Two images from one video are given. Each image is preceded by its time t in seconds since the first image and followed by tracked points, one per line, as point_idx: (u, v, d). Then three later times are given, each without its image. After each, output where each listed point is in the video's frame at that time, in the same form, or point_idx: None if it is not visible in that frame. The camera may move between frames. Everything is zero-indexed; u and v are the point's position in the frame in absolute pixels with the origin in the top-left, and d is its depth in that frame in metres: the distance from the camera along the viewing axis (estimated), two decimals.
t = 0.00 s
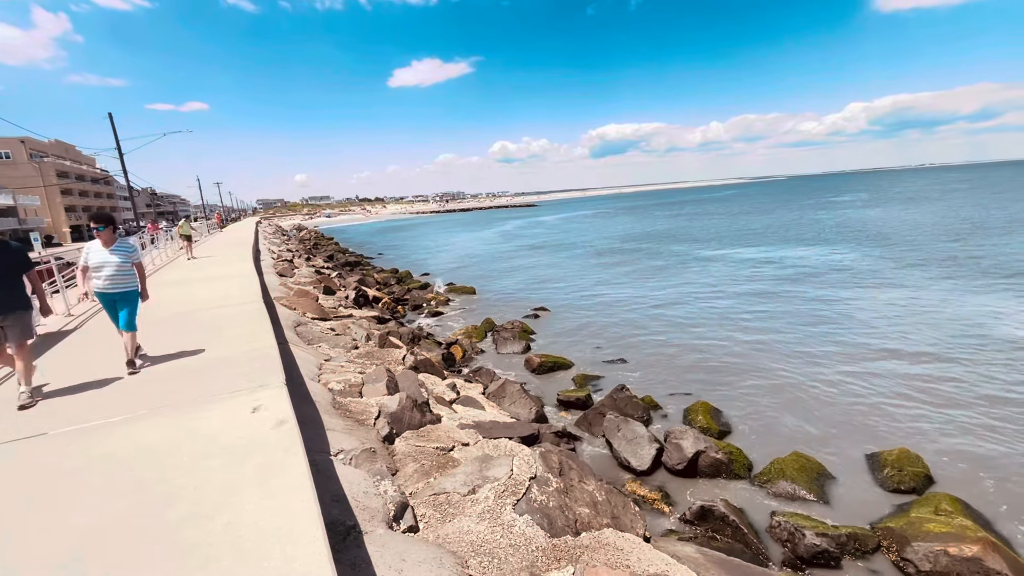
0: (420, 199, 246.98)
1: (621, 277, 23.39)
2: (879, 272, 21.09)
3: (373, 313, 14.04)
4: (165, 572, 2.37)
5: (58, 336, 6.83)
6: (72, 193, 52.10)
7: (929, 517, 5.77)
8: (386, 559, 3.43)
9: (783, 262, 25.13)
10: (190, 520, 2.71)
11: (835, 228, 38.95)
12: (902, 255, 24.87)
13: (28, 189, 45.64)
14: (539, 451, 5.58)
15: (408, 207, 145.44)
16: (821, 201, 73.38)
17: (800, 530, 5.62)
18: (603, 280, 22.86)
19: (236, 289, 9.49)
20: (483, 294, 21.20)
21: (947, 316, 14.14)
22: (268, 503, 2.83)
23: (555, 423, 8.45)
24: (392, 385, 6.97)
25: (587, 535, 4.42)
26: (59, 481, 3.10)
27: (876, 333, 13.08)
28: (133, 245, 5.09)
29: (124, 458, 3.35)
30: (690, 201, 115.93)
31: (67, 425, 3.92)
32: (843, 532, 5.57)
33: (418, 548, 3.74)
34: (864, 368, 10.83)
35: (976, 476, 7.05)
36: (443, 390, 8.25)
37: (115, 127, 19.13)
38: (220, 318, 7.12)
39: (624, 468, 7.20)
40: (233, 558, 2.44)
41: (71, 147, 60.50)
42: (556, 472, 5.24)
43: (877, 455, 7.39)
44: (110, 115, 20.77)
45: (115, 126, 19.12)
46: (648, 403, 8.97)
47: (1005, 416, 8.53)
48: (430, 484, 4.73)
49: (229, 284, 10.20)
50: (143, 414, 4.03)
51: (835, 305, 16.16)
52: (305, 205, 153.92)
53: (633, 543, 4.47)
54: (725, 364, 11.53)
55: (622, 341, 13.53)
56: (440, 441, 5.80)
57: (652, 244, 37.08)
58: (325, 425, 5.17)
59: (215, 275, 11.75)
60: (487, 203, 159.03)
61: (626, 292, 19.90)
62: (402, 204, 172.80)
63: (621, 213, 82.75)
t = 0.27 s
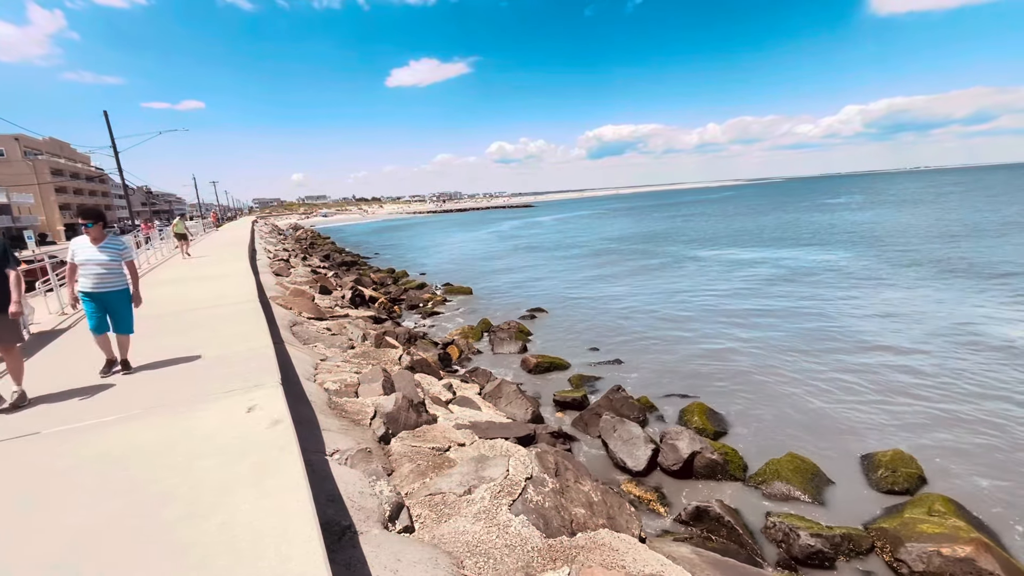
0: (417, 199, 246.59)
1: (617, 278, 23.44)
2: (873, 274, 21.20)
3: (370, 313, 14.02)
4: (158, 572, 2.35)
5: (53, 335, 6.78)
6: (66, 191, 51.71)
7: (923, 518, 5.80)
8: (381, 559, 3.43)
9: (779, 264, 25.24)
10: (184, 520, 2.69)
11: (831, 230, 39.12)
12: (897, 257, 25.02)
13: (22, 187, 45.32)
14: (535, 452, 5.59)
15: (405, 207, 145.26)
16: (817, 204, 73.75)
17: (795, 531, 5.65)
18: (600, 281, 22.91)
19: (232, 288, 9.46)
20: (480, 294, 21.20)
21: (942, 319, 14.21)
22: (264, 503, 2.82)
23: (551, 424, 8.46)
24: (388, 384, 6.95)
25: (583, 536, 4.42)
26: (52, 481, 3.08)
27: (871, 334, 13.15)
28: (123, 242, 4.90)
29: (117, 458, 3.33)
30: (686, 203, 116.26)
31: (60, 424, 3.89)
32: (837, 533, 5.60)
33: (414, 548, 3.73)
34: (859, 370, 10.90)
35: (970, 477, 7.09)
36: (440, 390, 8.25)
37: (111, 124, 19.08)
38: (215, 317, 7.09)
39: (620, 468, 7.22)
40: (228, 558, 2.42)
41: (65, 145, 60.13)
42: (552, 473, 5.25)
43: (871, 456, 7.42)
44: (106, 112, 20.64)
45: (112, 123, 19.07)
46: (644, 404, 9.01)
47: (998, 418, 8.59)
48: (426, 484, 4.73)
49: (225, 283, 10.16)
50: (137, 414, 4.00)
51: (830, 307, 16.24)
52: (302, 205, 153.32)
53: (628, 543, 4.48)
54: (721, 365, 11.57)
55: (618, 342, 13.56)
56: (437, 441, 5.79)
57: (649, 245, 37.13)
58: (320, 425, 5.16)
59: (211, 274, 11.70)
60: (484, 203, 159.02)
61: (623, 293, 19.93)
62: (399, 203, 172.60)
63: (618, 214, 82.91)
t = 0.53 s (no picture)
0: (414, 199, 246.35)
1: (614, 279, 23.46)
2: (869, 276, 21.31)
3: (366, 313, 13.99)
4: (153, 572, 2.34)
5: (47, 335, 6.73)
6: (61, 189, 51.40)
7: (917, 520, 5.83)
8: (377, 560, 3.42)
9: (775, 265, 25.34)
10: (179, 520, 2.68)
11: (827, 232, 39.29)
12: (892, 259, 25.16)
13: (17, 184, 45.01)
14: (531, 452, 5.59)
15: (403, 207, 145.09)
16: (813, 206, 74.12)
17: (790, 532, 5.66)
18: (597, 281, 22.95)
19: (228, 288, 9.42)
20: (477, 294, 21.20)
21: (937, 320, 14.30)
22: (259, 503, 2.81)
23: (547, 425, 8.46)
24: (385, 384, 6.94)
25: (578, 537, 4.43)
26: (45, 481, 3.06)
27: (866, 336, 13.21)
28: (108, 245, 4.74)
29: (112, 458, 3.31)
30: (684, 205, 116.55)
31: (55, 424, 3.87)
32: (832, 534, 5.62)
33: (409, 548, 3.72)
34: (854, 371, 10.96)
35: (963, 478, 7.13)
36: (436, 391, 8.24)
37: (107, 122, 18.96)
38: (211, 317, 7.05)
39: (616, 469, 7.23)
40: (224, 558, 2.42)
41: (60, 143, 59.76)
42: (548, 474, 5.25)
43: (866, 458, 7.45)
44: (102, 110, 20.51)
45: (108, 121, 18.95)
46: (640, 405, 9.01)
47: (992, 420, 8.64)
48: (422, 484, 4.73)
49: (221, 283, 10.11)
50: (132, 414, 3.98)
51: (825, 308, 16.32)
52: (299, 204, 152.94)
53: (624, 544, 4.48)
54: (717, 366, 11.60)
55: (615, 343, 13.58)
56: (433, 442, 5.78)
57: (645, 246, 37.18)
58: (316, 426, 5.15)
59: (207, 273, 11.65)
60: (481, 203, 158.99)
61: (620, 294, 19.96)
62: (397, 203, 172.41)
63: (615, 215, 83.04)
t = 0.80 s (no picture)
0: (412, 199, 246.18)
1: (612, 280, 23.50)
2: (864, 278, 21.40)
3: (363, 313, 13.96)
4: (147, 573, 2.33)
5: (42, 334, 6.68)
6: (57, 187, 51.19)
7: (912, 521, 5.85)
8: (373, 561, 3.41)
9: (772, 267, 25.43)
10: (173, 521, 2.67)
11: (823, 234, 39.44)
12: (887, 262, 25.28)
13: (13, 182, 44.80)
14: (528, 453, 5.59)
15: (401, 207, 144.97)
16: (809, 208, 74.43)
17: (786, 533, 5.68)
18: (594, 282, 22.99)
19: (225, 287, 9.39)
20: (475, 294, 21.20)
21: (932, 323, 14.37)
22: (254, 503, 2.81)
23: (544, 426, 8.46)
24: (382, 385, 6.93)
25: (575, 538, 4.43)
26: (39, 481, 3.05)
27: (862, 338, 13.27)
28: (91, 242, 4.45)
29: (106, 458, 3.30)
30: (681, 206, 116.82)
31: (49, 424, 3.85)
32: (828, 536, 5.63)
33: (406, 549, 3.71)
34: (849, 373, 11.01)
35: (958, 480, 7.17)
36: (433, 391, 8.23)
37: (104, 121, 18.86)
38: (207, 316, 7.02)
39: (613, 470, 7.24)
40: (218, 558, 2.41)
41: (57, 141, 59.54)
42: (545, 474, 5.26)
43: (862, 459, 7.47)
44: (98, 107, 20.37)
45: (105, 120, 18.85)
46: (637, 406, 9.02)
47: (986, 422, 8.69)
48: (418, 485, 4.72)
49: (218, 282, 10.07)
50: (128, 413, 3.97)
51: (822, 310, 16.39)
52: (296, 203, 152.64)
53: (620, 545, 4.48)
54: (713, 368, 11.63)
55: (612, 344, 13.59)
56: (429, 443, 5.77)
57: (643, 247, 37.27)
58: (313, 426, 5.13)
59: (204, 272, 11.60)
60: (479, 203, 159.00)
61: (617, 295, 19.99)
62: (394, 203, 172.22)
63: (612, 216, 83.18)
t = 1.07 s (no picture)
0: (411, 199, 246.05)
1: (610, 280, 23.52)
2: (861, 280, 21.46)
3: (361, 313, 13.93)
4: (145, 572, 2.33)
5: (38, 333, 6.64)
6: (54, 185, 51.04)
7: (908, 523, 5.86)
8: (370, 561, 3.41)
9: (769, 268, 25.49)
10: (171, 521, 2.66)
11: (820, 236, 39.56)
12: (884, 263, 25.36)
13: (9, 180, 44.66)
14: (526, 454, 5.59)
15: (400, 207, 144.86)
16: (807, 209, 74.67)
17: (782, 534, 5.69)
18: (592, 283, 23.01)
19: (222, 287, 9.36)
20: (472, 295, 21.20)
21: (928, 324, 14.42)
22: (252, 503, 2.80)
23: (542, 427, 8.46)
24: (379, 385, 6.92)
25: (572, 539, 4.43)
26: (35, 480, 3.03)
27: (859, 339, 13.30)
28: (86, 246, 4.17)
29: (103, 457, 3.29)
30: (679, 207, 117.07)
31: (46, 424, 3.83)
32: (824, 537, 5.65)
33: (403, 550, 3.70)
34: (846, 374, 11.04)
35: (954, 482, 7.19)
36: (431, 392, 8.23)
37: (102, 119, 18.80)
38: (204, 316, 6.99)
39: (610, 471, 7.24)
40: (217, 558, 2.40)
41: (54, 139, 59.38)
42: (543, 475, 5.26)
43: (859, 461, 7.49)
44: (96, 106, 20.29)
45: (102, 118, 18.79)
46: (635, 407, 9.02)
47: (982, 423, 8.73)
48: (416, 485, 4.71)
49: (215, 281, 10.03)
50: (124, 413, 3.95)
51: (819, 311, 16.43)
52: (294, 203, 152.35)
53: (617, 546, 4.48)
54: (711, 368, 11.64)
55: (610, 344, 13.60)
56: (427, 443, 5.77)
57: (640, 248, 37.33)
58: (310, 426, 5.12)
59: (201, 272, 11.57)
60: (478, 204, 158.99)
61: (615, 295, 20.01)
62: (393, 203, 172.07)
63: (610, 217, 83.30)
